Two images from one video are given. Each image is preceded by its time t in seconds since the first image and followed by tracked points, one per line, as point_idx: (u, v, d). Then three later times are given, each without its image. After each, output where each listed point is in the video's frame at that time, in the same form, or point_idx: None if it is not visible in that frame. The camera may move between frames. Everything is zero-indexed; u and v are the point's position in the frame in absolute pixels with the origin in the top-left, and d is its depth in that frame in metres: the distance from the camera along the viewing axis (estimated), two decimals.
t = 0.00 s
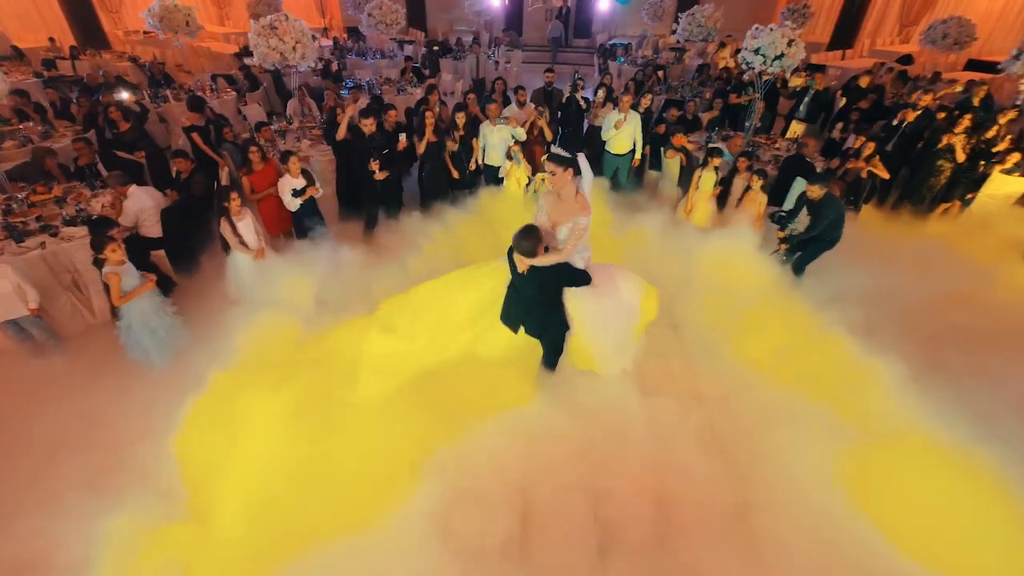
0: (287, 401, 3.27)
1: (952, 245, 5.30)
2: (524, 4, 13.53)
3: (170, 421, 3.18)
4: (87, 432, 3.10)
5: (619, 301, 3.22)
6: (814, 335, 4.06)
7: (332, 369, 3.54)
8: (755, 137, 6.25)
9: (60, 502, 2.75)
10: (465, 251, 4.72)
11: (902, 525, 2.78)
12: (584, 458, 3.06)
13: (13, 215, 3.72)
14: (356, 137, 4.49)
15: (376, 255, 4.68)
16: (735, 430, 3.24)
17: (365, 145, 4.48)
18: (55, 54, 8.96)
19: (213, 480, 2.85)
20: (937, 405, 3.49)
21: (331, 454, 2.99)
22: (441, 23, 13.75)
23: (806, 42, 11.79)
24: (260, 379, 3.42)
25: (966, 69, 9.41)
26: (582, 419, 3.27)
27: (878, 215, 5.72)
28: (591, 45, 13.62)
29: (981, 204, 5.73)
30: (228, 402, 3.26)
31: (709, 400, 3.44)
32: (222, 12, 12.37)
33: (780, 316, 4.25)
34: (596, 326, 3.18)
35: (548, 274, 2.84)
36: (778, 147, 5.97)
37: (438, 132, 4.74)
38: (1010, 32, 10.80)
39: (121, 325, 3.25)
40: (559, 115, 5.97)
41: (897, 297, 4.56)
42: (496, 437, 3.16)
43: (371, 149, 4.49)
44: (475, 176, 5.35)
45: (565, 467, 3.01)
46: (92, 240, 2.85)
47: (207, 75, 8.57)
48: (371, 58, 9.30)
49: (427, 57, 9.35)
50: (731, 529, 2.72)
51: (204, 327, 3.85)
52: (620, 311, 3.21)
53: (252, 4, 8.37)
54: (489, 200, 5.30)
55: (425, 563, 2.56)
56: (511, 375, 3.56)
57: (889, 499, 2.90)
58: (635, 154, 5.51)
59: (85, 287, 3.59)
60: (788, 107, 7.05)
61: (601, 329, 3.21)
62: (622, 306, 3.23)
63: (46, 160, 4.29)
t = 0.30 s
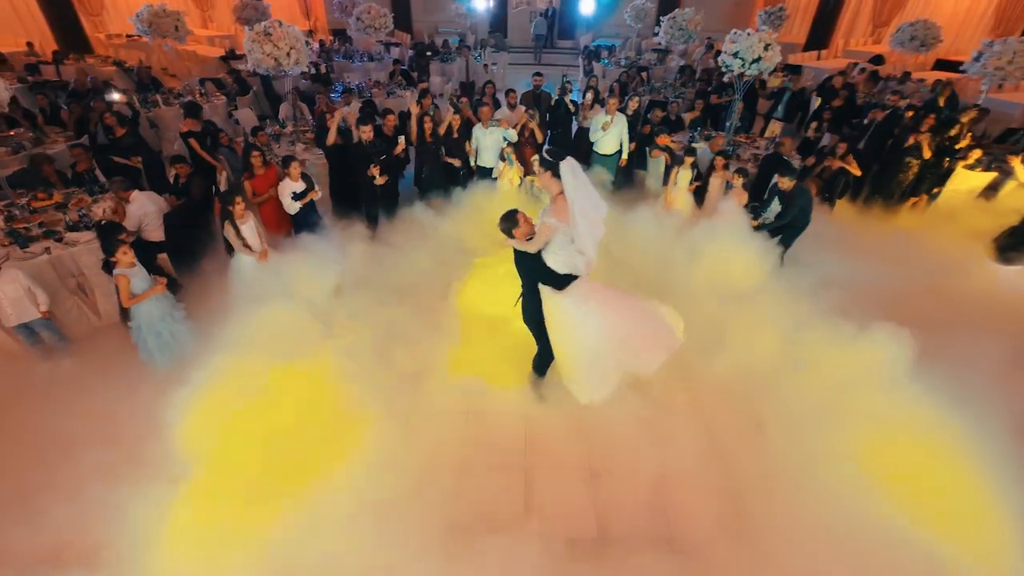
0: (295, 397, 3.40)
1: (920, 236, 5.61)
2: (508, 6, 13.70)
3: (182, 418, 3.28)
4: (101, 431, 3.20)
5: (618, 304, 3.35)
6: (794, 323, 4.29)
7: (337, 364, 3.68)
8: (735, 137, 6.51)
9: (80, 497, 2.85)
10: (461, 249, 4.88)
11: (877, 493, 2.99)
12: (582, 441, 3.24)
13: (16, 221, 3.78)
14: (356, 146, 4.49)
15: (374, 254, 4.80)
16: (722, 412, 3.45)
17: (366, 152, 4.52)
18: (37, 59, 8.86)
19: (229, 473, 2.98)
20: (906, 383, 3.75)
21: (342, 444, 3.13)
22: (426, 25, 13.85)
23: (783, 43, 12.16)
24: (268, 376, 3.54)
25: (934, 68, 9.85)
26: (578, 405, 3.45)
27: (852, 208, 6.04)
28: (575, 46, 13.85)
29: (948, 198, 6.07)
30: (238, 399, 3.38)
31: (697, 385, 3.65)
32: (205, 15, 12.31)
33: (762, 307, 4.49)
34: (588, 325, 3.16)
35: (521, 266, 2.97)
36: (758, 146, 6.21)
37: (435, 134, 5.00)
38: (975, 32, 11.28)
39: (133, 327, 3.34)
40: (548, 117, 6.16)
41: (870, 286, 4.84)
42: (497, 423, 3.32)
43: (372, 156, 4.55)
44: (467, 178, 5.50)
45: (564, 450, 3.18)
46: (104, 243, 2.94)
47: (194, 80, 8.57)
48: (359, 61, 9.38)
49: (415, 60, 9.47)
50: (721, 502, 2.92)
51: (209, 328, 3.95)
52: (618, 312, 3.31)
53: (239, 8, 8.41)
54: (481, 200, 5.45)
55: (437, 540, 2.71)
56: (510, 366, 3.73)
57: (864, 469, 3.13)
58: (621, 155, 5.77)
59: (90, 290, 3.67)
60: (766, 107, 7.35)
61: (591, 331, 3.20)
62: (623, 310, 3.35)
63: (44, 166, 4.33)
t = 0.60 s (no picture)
0: (300, 395, 3.52)
1: (886, 228, 5.96)
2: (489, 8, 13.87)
3: (189, 418, 3.38)
4: (110, 433, 3.28)
5: (588, 318, 3.49)
6: (771, 313, 4.57)
7: (339, 361, 3.81)
8: (713, 136, 6.79)
9: (95, 497, 2.94)
10: (454, 247, 5.03)
11: (849, 465, 3.25)
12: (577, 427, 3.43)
13: (14, 230, 3.82)
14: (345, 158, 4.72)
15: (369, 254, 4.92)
16: (707, 396, 3.67)
17: (358, 160, 4.73)
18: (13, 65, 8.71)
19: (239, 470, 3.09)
20: (874, 362, 4.04)
21: (348, 439, 3.27)
22: (408, 28, 13.91)
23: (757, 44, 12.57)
24: (271, 375, 3.65)
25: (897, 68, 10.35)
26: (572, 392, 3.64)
27: (825, 201, 6.32)
28: (555, 47, 14.07)
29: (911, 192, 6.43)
30: (243, 397, 3.49)
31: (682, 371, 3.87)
32: (183, 18, 12.18)
33: (741, 298, 4.74)
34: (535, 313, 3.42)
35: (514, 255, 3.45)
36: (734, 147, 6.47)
37: (428, 139, 5.28)
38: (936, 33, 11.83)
39: (138, 331, 3.43)
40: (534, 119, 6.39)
41: (840, 276, 5.16)
42: (497, 411, 3.50)
43: (365, 165, 4.76)
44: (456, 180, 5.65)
45: (561, 436, 3.37)
46: (111, 249, 3.02)
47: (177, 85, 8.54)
48: (344, 64, 9.44)
49: (399, 63, 9.57)
50: (708, 477, 3.14)
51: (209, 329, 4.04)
52: (580, 321, 3.45)
53: (222, 13, 8.40)
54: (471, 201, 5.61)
55: (445, 524, 2.87)
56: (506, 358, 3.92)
57: (837, 444, 3.38)
58: (606, 157, 6.08)
59: (92, 297, 3.74)
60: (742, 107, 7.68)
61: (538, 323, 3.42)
62: (589, 326, 3.45)
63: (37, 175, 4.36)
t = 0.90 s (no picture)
0: (302, 395, 3.64)
1: (853, 221, 6.33)
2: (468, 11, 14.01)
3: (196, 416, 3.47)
4: (118, 435, 3.36)
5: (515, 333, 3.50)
6: (748, 303, 4.85)
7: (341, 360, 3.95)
8: (687, 137, 7.05)
9: (108, 496, 3.03)
10: (446, 248, 5.19)
11: (822, 439, 3.53)
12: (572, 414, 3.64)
13: (10, 241, 3.84)
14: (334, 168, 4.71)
15: (363, 256, 5.04)
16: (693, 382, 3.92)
17: (346, 172, 4.73)
18: None
19: (248, 463, 3.20)
20: (843, 346, 4.35)
21: (352, 435, 3.40)
22: (387, 30, 13.95)
23: (728, 45, 13.00)
24: (274, 374, 3.77)
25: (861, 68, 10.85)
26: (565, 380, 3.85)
27: (795, 196, 6.65)
28: (534, 49, 14.28)
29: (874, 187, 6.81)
30: (247, 396, 3.60)
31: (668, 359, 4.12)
32: (157, 23, 12.02)
33: (720, 290, 5.02)
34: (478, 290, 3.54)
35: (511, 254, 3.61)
36: (707, 147, 6.74)
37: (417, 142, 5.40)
38: (896, 33, 12.40)
39: (143, 337, 3.54)
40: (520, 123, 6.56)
41: (811, 266, 5.48)
42: (496, 402, 3.69)
43: (355, 175, 4.75)
44: (444, 182, 5.81)
45: (559, 423, 3.57)
46: (119, 258, 3.12)
47: (157, 91, 8.47)
48: (325, 67, 9.47)
49: (381, 67, 9.66)
50: (695, 455, 3.38)
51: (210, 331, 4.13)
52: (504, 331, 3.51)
53: (201, 18, 8.37)
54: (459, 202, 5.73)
55: (452, 508, 3.03)
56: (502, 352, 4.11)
57: (810, 421, 3.66)
58: (588, 159, 6.40)
59: (92, 305, 3.80)
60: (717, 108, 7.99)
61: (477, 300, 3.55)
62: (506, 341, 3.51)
63: (26, 186, 4.36)
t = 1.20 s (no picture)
0: (303, 398, 3.80)
1: (818, 215, 6.73)
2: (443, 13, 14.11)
3: (203, 414, 3.63)
4: (126, 436, 3.48)
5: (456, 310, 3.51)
6: (722, 295, 5.19)
7: (341, 360, 4.12)
8: (661, 138, 7.34)
9: (123, 494, 3.17)
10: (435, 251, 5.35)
11: (793, 418, 3.84)
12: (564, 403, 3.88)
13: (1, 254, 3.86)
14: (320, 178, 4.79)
15: (354, 261, 5.15)
16: (674, 371, 4.20)
17: (334, 180, 4.79)
18: None
19: (257, 456, 3.40)
20: (810, 331, 4.70)
21: (356, 433, 3.58)
22: (362, 33, 13.94)
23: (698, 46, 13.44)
24: (275, 375, 3.93)
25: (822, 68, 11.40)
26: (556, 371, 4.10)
27: (765, 192, 7.01)
28: (510, 51, 14.45)
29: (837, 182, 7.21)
30: (253, 394, 3.78)
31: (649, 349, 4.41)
32: (125, 27, 11.74)
33: (696, 283, 5.35)
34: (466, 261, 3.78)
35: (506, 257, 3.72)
36: (680, 147, 7.05)
37: (404, 147, 5.49)
38: (854, 34, 13.04)
39: (146, 343, 3.66)
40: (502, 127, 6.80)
41: (778, 258, 5.86)
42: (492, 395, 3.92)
43: (343, 184, 4.82)
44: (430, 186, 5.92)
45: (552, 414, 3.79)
46: (122, 269, 3.23)
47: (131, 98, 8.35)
48: (303, 72, 9.47)
49: (360, 71, 9.72)
50: (678, 436, 3.65)
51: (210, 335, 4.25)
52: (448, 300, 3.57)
53: (175, 24, 8.30)
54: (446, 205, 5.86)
55: (455, 497, 3.23)
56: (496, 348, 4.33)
57: (779, 400, 3.98)
58: (568, 160, 6.65)
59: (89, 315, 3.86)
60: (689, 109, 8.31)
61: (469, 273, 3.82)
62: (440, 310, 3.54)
63: (12, 199, 4.35)
